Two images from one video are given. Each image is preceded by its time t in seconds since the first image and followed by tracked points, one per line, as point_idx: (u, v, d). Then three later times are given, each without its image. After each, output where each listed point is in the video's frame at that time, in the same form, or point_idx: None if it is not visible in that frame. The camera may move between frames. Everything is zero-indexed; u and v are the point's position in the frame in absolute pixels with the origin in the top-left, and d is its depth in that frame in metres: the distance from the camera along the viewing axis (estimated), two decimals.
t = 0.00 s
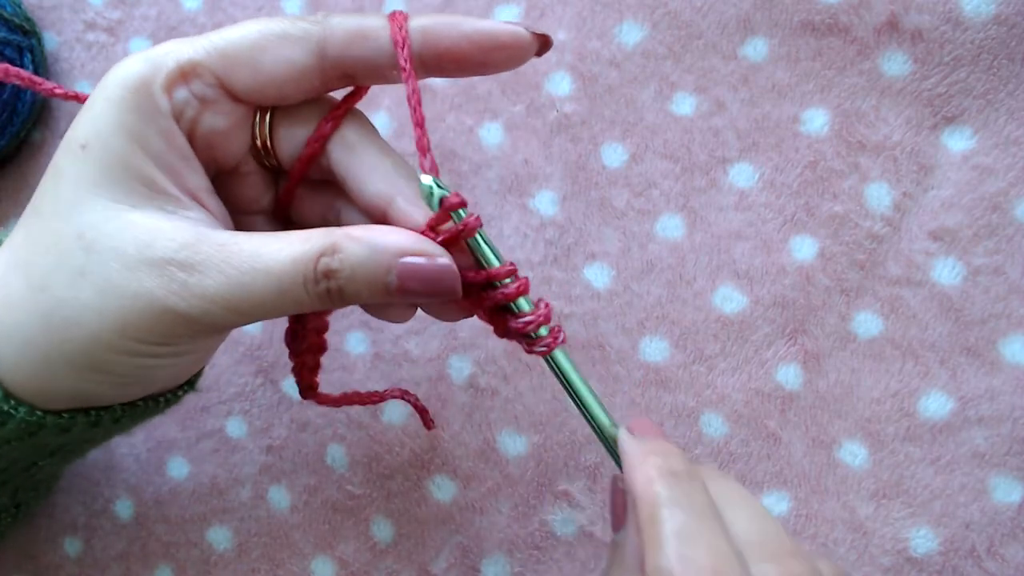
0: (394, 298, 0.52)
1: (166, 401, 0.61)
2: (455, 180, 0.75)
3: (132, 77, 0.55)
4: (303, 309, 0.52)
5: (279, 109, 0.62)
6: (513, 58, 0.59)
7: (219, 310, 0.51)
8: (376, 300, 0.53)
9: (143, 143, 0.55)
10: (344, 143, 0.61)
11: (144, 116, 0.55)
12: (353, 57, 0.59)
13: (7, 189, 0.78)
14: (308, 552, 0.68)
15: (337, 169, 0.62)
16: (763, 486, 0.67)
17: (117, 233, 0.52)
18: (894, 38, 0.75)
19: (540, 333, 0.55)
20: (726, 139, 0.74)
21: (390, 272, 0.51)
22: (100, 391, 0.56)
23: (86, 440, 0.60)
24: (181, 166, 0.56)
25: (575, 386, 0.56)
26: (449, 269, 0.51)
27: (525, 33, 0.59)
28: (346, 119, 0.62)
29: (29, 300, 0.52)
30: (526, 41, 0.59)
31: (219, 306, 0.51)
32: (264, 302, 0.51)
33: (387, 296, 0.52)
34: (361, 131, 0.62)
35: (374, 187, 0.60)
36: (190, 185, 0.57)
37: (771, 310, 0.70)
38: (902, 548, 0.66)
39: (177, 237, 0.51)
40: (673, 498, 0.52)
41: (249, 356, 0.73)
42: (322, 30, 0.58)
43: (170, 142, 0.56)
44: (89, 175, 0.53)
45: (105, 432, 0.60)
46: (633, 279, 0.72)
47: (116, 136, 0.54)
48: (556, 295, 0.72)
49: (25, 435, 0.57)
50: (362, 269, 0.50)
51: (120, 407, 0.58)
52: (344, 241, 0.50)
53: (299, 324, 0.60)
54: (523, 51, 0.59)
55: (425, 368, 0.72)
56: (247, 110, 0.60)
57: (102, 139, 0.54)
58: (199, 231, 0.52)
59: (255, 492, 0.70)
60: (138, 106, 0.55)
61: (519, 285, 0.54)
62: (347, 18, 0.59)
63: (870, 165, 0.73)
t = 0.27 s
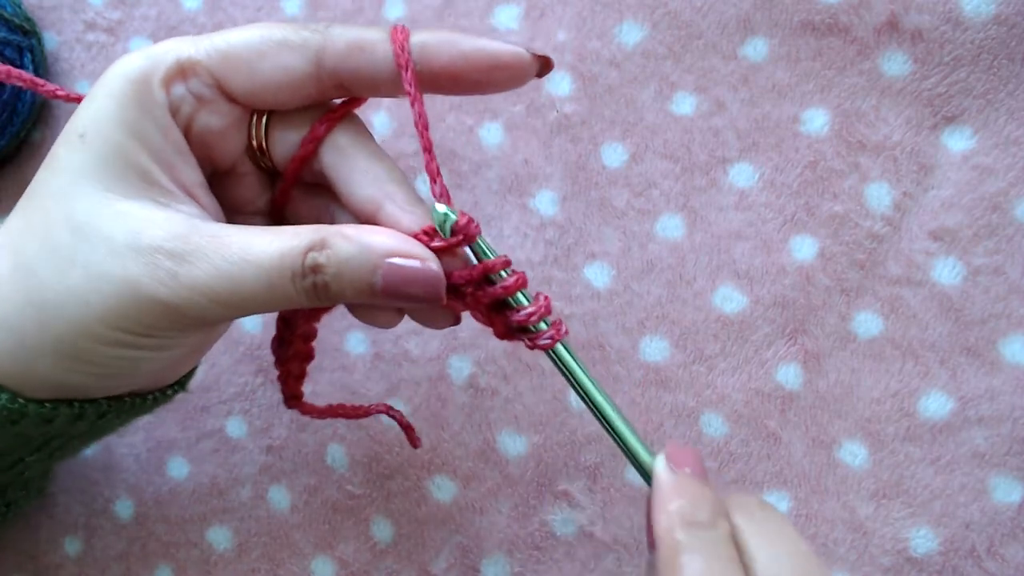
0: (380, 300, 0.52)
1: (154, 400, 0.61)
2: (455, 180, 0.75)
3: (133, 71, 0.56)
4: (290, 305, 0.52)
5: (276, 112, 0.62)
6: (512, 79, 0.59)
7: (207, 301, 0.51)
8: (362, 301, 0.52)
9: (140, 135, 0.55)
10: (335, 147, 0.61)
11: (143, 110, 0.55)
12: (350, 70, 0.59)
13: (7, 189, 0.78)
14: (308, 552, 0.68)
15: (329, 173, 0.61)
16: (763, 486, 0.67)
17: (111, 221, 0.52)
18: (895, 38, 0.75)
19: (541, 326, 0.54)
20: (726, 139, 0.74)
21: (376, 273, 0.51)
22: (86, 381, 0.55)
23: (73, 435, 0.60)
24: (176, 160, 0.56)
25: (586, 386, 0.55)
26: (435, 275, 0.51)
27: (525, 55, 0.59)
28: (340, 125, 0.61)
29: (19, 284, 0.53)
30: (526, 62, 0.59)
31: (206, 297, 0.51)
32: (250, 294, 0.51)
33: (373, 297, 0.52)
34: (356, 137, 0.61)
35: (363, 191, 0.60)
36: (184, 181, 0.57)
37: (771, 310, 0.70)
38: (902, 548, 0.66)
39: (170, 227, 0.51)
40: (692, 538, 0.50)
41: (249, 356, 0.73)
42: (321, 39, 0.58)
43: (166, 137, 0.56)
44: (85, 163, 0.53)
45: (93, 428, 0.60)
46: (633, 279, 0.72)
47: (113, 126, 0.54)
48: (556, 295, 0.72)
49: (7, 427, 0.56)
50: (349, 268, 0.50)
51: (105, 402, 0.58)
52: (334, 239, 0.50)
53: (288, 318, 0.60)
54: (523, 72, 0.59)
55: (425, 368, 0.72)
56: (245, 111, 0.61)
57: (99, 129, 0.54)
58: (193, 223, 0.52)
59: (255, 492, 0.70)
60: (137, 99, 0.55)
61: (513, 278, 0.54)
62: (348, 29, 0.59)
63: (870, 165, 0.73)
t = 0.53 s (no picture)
0: (369, 301, 0.52)
1: (145, 403, 0.60)
2: (455, 180, 0.75)
3: (141, 70, 0.56)
4: (280, 303, 0.52)
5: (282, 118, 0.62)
6: (513, 100, 0.59)
7: (199, 294, 0.51)
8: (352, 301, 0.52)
9: (141, 130, 0.55)
10: (338, 152, 0.61)
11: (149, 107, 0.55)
12: (354, 82, 0.59)
13: (7, 189, 0.78)
14: (308, 552, 0.68)
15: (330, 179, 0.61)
16: (763, 486, 0.67)
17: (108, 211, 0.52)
18: (895, 38, 0.75)
19: (532, 323, 0.54)
20: (726, 139, 0.74)
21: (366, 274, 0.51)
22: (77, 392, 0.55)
23: (62, 435, 0.60)
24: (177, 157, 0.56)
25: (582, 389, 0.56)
26: (424, 277, 0.51)
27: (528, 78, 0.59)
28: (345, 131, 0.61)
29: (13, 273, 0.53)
30: (529, 84, 0.59)
31: (198, 289, 0.51)
32: (242, 290, 0.51)
33: (362, 298, 0.52)
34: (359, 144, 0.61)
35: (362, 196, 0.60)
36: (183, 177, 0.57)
37: (771, 310, 0.70)
38: (902, 548, 0.66)
39: (166, 219, 0.52)
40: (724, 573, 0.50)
41: (250, 356, 0.73)
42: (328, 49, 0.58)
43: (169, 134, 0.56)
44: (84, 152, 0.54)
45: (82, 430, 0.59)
46: (633, 279, 0.72)
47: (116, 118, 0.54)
48: (556, 295, 0.72)
49: None
50: (338, 266, 0.50)
51: (93, 399, 0.58)
52: (326, 236, 0.50)
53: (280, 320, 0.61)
54: (526, 94, 0.59)
55: (425, 368, 0.72)
56: (250, 115, 0.60)
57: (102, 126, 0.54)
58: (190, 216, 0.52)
59: (255, 492, 0.70)
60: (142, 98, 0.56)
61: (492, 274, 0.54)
62: (355, 41, 0.59)
63: (870, 165, 0.73)
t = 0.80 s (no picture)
0: (359, 300, 0.51)
1: (139, 406, 0.60)
2: (455, 180, 0.75)
3: (139, 69, 0.56)
4: (269, 301, 0.52)
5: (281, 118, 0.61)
6: (509, 109, 0.60)
7: (186, 292, 0.51)
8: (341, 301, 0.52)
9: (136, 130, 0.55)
10: (338, 151, 0.60)
11: (143, 105, 0.55)
12: (349, 86, 0.58)
13: (7, 188, 0.78)
14: (308, 552, 0.68)
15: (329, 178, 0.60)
16: (763, 486, 0.67)
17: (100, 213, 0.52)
18: (895, 38, 0.75)
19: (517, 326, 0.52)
20: (726, 139, 0.74)
21: (353, 272, 0.50)
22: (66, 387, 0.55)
23: (54, 437, 0.60)
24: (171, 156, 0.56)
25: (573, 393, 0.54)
26: (414, 275, 0.50)
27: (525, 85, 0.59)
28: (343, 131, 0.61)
29: (4, 271, 0.53)
30: (526, 93, 0.59)
31: (186, 288, 0.51)
32: (231, 288, 0.51)
33: (351, 297, 0.51)
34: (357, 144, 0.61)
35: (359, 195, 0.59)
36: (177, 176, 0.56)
37: (771, 310, 0.70)
38: (902, 548, 0.65)
39: (157, 218, 0.52)
40: None
41: (250, 356, 0.73)
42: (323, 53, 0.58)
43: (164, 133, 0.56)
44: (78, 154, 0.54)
45: (76, 431, 0.60)
46: (633, 279, 0.72)
47: (112, 117, 0.54)
48: (556, 295, 0.72)
49: None
50: (326, 264, 0.50)
51: (85, 401, 0.58)
52: (316, 234, 0.50)
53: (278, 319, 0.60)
54: (522, 103, 0.60)
55: (425, 368, 0.72)
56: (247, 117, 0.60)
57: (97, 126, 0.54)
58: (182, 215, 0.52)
59: (255, 492, 0.70)
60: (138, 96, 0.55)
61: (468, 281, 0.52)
62: (351, 46, 0.59)
63: (870, 165, 0.73)
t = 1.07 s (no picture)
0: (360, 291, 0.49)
1: (133, 426, 0.61)
2: (455, 180, 0.75)
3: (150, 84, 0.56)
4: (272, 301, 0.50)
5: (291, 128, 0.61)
6: (509, 128, 0.59)
7: (187, 291, 0.49)
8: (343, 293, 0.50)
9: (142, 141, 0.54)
10: (352, 153, 0.60)
11: (150, 119, 0.55)
12: (349, 97, 0.58)
13: (7, 188, 0.78)
14: (308, 552, 0.68)
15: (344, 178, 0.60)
16: (763, 486, 0.67)
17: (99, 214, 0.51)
18: (894, 38, 0.75)
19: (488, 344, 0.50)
20: (726, 139, 0.75)
21: (350, 252, 0.48)
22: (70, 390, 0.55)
23: (50, 455, 0.60)
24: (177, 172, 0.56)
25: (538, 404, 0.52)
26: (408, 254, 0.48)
27: (536, 103, 0.59)
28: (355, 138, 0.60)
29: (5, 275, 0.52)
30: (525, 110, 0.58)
31: (185, 288, 0.49)
32: (231, 289, 0.49)
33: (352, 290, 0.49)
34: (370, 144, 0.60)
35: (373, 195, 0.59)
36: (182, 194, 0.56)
37: (771, 310, 0.70)
38: (902, 548, 0.65)
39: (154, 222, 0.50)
40: None
41: (250, 356, 0.73)
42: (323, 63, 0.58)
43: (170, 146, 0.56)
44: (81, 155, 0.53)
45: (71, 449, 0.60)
46: (633, 279, 0.72)
47: (118, 129, 0.54)
48: (556, 295, 0.72)
49: None
50: (322, 251, 0.48)
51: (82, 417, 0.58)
52: (312, 223, 0.48)
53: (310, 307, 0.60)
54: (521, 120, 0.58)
55: (425, 368, 0.72)
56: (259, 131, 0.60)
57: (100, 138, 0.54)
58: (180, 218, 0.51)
59: (255, 492, 0.70)
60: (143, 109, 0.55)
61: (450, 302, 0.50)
62: (351, 54, 0.58)
63: (870, 165, 0.73)
